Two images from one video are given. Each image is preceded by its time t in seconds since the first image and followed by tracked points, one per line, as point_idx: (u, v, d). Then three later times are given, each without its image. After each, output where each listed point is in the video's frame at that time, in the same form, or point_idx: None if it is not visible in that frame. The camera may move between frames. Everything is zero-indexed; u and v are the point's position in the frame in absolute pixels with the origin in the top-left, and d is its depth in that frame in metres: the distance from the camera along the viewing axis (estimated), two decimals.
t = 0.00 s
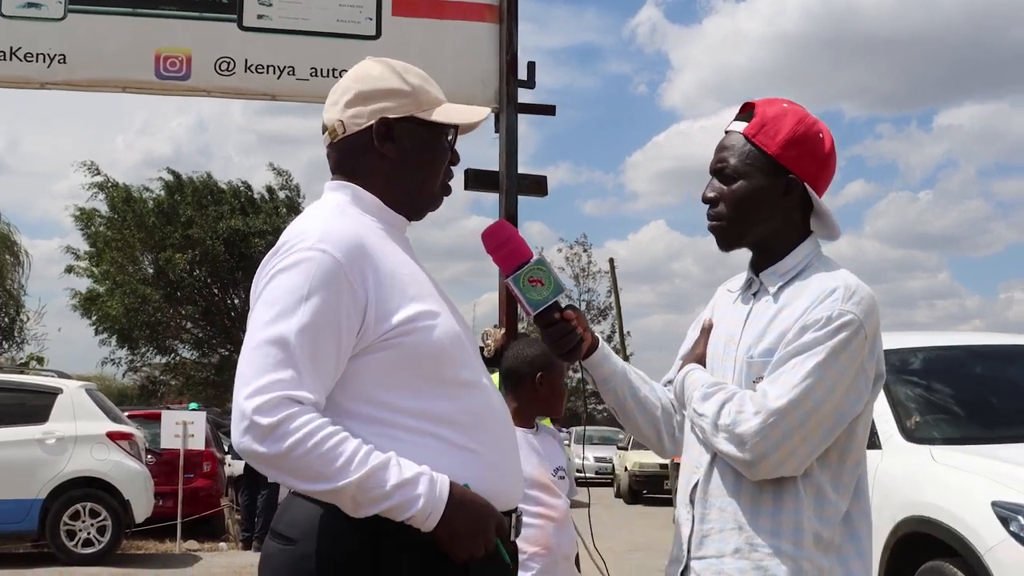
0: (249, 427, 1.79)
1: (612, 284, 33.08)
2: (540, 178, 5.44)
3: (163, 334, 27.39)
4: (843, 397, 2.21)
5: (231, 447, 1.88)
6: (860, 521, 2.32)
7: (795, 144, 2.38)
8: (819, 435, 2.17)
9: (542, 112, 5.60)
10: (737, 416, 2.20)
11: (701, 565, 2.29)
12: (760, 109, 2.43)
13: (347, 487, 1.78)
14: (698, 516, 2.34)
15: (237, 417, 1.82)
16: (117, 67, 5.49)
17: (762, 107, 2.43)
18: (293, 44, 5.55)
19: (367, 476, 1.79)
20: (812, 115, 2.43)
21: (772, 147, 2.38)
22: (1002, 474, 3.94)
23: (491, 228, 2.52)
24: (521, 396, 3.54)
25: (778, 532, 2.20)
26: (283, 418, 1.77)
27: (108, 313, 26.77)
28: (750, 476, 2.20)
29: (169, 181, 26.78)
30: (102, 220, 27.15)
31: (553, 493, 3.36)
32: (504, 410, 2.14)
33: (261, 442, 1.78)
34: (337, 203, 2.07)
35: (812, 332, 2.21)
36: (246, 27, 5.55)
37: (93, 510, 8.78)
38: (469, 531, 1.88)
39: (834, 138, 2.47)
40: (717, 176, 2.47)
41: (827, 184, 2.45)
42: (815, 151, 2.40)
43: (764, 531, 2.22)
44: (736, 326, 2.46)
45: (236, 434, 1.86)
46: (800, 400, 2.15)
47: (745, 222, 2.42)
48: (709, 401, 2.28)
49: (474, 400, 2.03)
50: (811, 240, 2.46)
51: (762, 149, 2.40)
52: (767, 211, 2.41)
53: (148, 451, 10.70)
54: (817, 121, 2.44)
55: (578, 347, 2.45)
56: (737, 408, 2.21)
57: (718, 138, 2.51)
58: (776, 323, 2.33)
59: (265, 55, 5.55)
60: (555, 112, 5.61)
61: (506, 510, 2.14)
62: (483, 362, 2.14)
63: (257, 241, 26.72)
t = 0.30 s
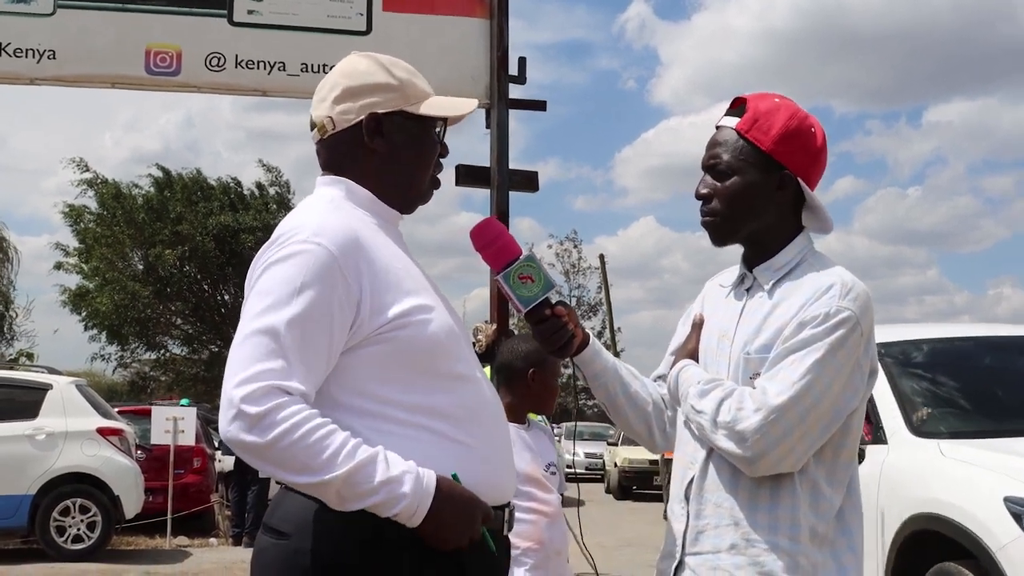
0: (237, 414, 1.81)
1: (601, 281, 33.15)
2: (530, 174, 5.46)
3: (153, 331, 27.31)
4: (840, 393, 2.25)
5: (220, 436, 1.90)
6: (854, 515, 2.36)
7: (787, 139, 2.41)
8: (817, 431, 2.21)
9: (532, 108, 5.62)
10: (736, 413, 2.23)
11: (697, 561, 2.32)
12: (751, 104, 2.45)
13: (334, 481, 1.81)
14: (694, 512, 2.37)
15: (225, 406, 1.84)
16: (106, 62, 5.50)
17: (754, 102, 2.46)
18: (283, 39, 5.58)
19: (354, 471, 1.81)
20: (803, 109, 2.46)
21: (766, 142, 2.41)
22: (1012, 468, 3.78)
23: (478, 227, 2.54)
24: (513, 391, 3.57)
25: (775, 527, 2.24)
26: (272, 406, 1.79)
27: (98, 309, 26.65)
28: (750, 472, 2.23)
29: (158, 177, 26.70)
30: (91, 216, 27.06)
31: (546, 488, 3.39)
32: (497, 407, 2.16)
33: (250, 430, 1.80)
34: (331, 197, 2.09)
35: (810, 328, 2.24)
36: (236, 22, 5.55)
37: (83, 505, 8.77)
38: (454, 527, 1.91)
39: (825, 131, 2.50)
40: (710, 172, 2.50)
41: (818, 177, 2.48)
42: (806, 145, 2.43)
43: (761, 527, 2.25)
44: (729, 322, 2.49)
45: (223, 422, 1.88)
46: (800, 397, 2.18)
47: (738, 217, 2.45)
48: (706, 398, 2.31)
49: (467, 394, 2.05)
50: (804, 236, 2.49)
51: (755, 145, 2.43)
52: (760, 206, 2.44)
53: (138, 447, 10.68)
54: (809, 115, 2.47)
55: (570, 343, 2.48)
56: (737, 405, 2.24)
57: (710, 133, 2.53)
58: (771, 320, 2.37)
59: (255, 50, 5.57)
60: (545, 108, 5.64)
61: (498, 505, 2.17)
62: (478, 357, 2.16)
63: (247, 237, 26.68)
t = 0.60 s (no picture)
0: (237, 407, 1.81)
1: (593, 273, 33.17)
2: (524, 166, 5.46)
3: (144, 323, 27.24)
4: (835, 382, 2.26)
5: (216, 429, 1.90)
6: (848, 504, 2.38)
7: (777, 130, 2.42)
8: (813, 421, 2.23)
9: (525, 99, 5.62)
10: (734, 404, 2.24)
11: (694, 552, 2.34)
12: (741, 96, 2.46)
13: (336, 474, 1.81)
14: (690, 504, 2.38)
15: (223, 399, 1.84)
16: (98, 53, 5.60)
17: (743, 93, 2.47)
18: (274, 31, 5.64)
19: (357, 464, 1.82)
20: (792, 100, 2.47)
21: (756, 133, 2.42)
22: None
23: (470, 220, 2.54)
24: (507, 382, 3.58)
25: (772, 517, 2.26)
26: (271, 399, 1.79)
27: (89, 302, 26.56)
28: (748, 463, 2.24)
29: (149, 169, 26.64)
30: (83, 209, 27.00)
31: (540, 480, 3.40)
32: (492, 397, 2.17)
33: (250, 423, 1.80)
34: (323, 189, 2.09)
35: (805, 319, 2.25)
36: (228, 13, 5.63)
37: (76, 498, 8.76)
38: (454, 517, 1.93)
39: (813, 121, 2.51)
40: (700, 164, 2.51)
41: (808, 167, 2.50)
42: (796, 135, 2.44)
43: (758, 517, 2.27)
44: (722, 313, 2.50)
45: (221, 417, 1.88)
46: (796, 387, 2.20)
47: (729, 209, 2.46)
48: (703, 389, 2.32)
49: (462, 385, 2.06)
50: (794, 226, 2.51)
51: (745, 136, 2.44)
52: (751, 197, 2.45)
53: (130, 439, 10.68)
54: (798, 105, 2.48)
55: (562, 336, 2.50)
56: (734, 396, 2.25)
57: (699, 125, 2.54)
58: (765, 311, 2.38)
59: (246, 42, 5.65)
60: (538, 100, 5.64)
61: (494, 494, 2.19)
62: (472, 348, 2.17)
63: (239, 229, 26.60)
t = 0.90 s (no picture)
0: (233, 397, 1.81)
1: (590, 268, 33.20)
2: (522, 161, 5.47)
3: (141, 318, 27.22)
4: (831, 375, 2.28)
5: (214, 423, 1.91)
6: (845, 498, 2.39)
7: (771, 124, 2.43)
8: (809, 414, 2.25)
9: (522, 94, 5.64)
10: (730, 398, 2.26)
11: (690, 546, 2.36)
12: (733, 91, 2.48)
13: (339, 453, 1.82)
14: (687, 498, 2.40)
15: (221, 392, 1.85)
16: (95, 49, 5.62)
17: (736, 89, 2.48)
18: (270, 26, 5.66)
19: (357, 440, 1.83)
20: (785, 94, 2.48)
21: (750, 128, 2.43)
22: None
23: (468, 216, 2.54)
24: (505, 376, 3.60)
25: (769, 511, 2.28)
26: (268, 389, 1.80)
27: (85, 296, 26.56)
28: (744, 456, 2.26)
29: (145, 163, 26.59)
30: (79, 203, 26.96)
31: (538, 474, 3.41)
32: (488, 393, 2.18)
33: (247, 414, 1.81)
34: (319, 184, 2.10)
35: (801, 312, 2.27)
36: (225, 8, 5.63)
37: (72, 492, 8.76)
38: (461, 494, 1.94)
39: (807, 116, 2.52)
40: (694, 160, 2.52)
41: (802, 162, 2.51)
42: (790, 130, 2.45)
43: (755, 511, 2.28)
44: (719, 307, 2.52)
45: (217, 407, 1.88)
46: (792, 380, 2.22)
47: (724, 205, 2.47)
48: (699, 383, 2.33)
49: (457, 379, 2.07)
50: (790, 220, 2.52)
51: (739, 131, 2.45)
52: (745, 193, 2.46)
53: (126, 434, 10.68)
54: (791, 100, 2.50)
55: (559, 331, 2.51)
56: (730, 390, 2.26)
57: (693, 121, 2.55)
58: (761, 305, 2.39)
59: (243, 36, 5.66)
60: (535, 94, 5.65)
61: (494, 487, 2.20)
62: (468, 342, 2.18)
63: (235, 224, 26.56)
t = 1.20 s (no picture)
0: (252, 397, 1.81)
1: (588, 265, 33.25)
2: (519, 157, 5.48)
3: (138, 315, 27.22)
4: (828, 371, 2.29)
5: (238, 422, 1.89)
6: (843, 495, 2.40)
7: (768, 121, 2.44)
8: (806, 410, 2.26)
9: (520, 91, 5.64)
10: (726, 393, 2.27)
11: (687, 541, 2.37)
12: (731, 89, 2.48)
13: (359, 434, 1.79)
14: (683, 492, 2.41)
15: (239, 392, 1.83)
16: (93, 46, 5.63)
17: (733, 86, 2.49)
18: (268, 22, 5.66)
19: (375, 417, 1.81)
20: (783, 91, 2.49)
21: (748, 124, 2.44)
22: None
23: (468, 209, 2.53)
24: (503, 374, 3.60)
25: (765, 507, 2.28)
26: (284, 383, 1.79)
27: (83, 294, 26.56)
28: (740, 451, 2.27)
29: (142, 160, 26.56)
30: (77, 200, 26.92)
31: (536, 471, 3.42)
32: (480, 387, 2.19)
33: (267, 412, 1.80)
34: (312, 182, 2.10)
35: (798, 307, 2.28)
36: (222, 4, 5.63)
37: (70, 489, 8.77)
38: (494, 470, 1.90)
39: (805, 113, 2.53)
40: (693, 157, 2.53)
41: (800, 159, 2.52)
42: (787, 127, 2.46)
43: (751, 506, 2.29)
44: (717, 303, 2.53)
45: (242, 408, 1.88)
46: (788, 375, 2.22)
47: (723, 201, 2.48)
48: (696, 378, 2.34)
49: (452, 375, 2.08)
50: (790, 217, 2.53)
51: (737, 127, 2.46)
52: (744, 189, 2.47)
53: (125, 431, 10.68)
54: (789, 97, 2.51)
55: (558, 325, 2.51)
56: (726, 384, 2.28)
57: (692, 119, 2.57)
58: (759, 301, 2.40)
59: (241, 33, 5.66)
60: (533, 91, 5.65)
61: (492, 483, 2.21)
62: (461, 338, 2.19)
63: (232, 221, 26.54)
